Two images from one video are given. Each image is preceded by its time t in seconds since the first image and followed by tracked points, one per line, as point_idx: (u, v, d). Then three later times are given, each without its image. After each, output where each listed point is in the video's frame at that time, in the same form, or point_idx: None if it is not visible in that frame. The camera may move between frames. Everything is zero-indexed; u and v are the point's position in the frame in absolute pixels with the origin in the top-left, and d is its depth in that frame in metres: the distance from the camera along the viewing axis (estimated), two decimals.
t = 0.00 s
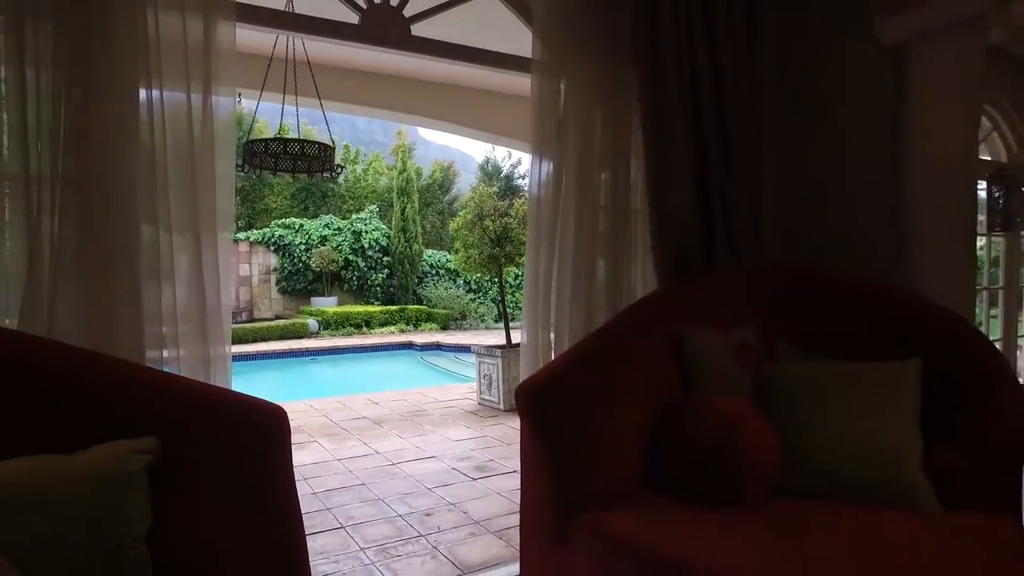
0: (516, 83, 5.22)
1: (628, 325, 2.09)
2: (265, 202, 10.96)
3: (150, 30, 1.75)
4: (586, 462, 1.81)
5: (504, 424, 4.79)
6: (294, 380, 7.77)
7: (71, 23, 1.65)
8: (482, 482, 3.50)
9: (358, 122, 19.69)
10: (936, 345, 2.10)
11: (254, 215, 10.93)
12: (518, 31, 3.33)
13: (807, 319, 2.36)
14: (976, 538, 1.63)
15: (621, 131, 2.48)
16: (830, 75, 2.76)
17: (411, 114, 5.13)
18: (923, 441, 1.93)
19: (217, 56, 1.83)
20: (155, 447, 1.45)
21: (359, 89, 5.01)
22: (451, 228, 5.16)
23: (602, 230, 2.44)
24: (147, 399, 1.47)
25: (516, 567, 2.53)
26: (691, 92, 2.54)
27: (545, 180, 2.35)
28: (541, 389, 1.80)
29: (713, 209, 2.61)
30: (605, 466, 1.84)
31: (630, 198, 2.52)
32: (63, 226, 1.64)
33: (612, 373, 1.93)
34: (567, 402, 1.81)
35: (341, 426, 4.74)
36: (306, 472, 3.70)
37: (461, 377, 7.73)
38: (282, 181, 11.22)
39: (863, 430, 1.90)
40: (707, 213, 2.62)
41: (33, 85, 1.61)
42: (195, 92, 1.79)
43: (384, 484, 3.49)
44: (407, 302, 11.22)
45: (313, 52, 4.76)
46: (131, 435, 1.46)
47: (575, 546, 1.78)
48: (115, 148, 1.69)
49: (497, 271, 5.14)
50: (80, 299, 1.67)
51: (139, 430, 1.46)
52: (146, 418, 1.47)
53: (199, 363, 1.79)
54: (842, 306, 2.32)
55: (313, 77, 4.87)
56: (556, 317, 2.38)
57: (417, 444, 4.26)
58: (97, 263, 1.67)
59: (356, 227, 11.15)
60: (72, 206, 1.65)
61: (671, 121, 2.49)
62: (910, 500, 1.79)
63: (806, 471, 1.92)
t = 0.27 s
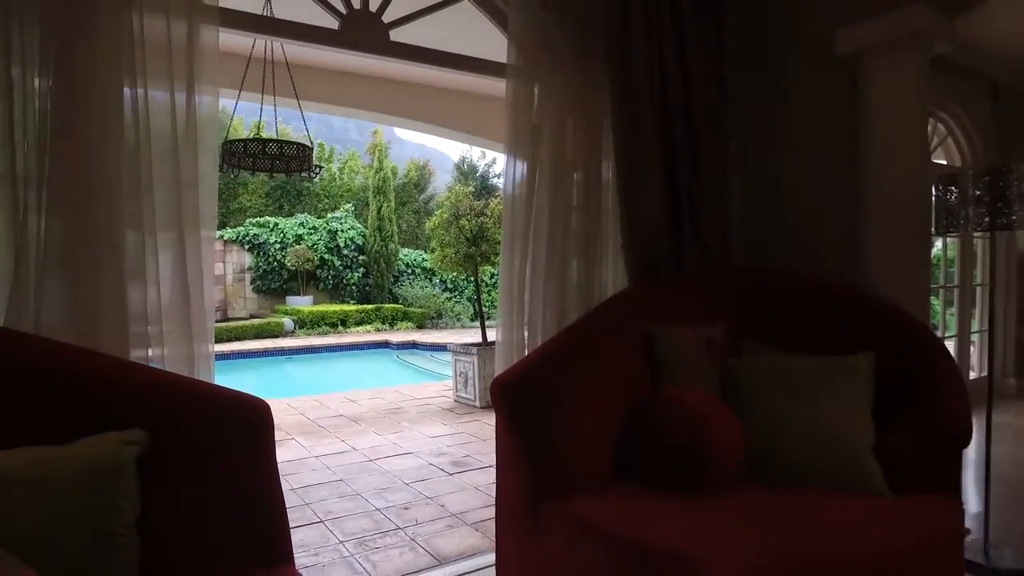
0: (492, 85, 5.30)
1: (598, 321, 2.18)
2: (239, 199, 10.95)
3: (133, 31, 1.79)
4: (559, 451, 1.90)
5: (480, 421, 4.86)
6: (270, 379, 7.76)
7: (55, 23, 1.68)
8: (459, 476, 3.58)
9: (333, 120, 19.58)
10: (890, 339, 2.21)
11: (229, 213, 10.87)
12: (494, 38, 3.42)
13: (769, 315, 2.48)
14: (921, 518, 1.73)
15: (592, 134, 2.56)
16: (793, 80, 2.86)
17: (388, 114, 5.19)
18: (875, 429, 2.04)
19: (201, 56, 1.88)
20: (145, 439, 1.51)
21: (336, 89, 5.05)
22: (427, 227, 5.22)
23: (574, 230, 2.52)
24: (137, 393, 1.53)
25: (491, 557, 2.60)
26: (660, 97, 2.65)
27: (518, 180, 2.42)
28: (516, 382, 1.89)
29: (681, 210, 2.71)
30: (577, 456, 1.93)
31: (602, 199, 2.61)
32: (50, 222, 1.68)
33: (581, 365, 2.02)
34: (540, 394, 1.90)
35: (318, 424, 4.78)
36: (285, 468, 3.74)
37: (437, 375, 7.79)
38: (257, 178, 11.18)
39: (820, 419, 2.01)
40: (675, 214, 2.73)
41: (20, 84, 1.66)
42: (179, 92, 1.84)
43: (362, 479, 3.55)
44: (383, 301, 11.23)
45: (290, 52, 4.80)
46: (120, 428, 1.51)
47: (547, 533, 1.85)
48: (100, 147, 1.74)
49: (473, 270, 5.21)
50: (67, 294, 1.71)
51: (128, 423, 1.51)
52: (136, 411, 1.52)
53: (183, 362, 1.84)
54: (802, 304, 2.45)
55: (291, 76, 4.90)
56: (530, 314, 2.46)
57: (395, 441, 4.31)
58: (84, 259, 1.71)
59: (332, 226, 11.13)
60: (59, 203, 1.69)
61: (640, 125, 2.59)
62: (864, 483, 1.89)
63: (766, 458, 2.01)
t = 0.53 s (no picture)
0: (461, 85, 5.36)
1: (562, 316, 2.25)
2: (205, 197, 10.74)
3: (103, 25, 1.80)
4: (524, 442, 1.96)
5: (450, 417, 4.92)
6: (237, 378, 7.69)
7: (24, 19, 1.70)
8: (428, 471, 3.63)
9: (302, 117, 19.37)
10: (838, 332, 2.32)
11: (195, 211, 10.71)
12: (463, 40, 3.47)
13: (726, 310, 2.58)
14: (862, 499, 1.84)
15: (557, 134, 2.61)
16: (752, 83, 2.95)
17: (358, 113, 5.22)
18: (823, 418, 2.14)
19: (171, 52, 1.90)
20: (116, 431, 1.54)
21: (306, 86, 5.05)
22: (397, 226, 5.24)
23: (540, 228, 2.59)
24: (108, 386, 1.56)
25: (459, 548, 2.66)
26: (623, 99, 2.72)
27: (486, 178, 2.47)
28: (482, 375, 1.94)
29: (644, 209, 2.80)
30: (541, 446, 2.00)
31: (567, 198, 2.68)
32: (19, 215, 1.70)
33: (546, 358, 2.08)
34: (505, 386, 1.96)
35: (287, 421, 4.77)
36: (254, 465, 3.75)
37: (407, 373, 7.81)
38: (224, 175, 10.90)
39: (772, 407, 2.11)
40: (638, 213, 2.82)
41: None
42: (150, 88, 1.86)
43: (332, 475, 3.57)
44: (352, 300, 11.19)
45: (259, 50, 4.79)
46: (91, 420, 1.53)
47: (512, 519, 1.92)
48: (70, 142, 1.75)
49: (443, 268, 5.26)
50: (36, 287, 1.73)
51: (99, 416, 1.54)
52: (107, 403, 1.55)
53: (154, 361, 1.87)
54: (757, 298, 2.56)
55: (260, 74, 4.88)
56: (498, 310, 2.51)
57: (364, 437, 4.34)
58: (54, 252, 1.73)
59: (300, 224, 11.05)
60: (28, 196, 1.71)
61: (604, 125, 2.67)
62: (812, 468, 1.98)
63: (722, 446, 2.10)
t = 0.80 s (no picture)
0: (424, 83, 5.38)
1: (520, 310, 2.32)
2: (164, 192, 10.55)
3: (57, 16, 1.79)
4: (483, 433, 2.01)
5: (413, 413, 4.94)
6: (197, 377, 7.57)
7: None
8: (390, 466, 3.66)
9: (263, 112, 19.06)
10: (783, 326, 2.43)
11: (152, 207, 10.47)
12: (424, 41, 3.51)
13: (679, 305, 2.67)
14: (804, 484, 1.93)
15: (516, 134, 2.66)
16: (705, 85, 3.04)
17: (320, 110, 5.22)
18: (771, 407, 2.22)
19: (129, 46, 1.90)
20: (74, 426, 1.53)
21: (267, 82, 5.01)
22: (359, 223, 5.24)
23: (500, 226, 2.64)
24: (66, 381, 1.56)
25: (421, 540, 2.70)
26: (581, 101, 2.80)
27: (446, 176, 2.51)
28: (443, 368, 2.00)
29: (601, 207, 2.88)
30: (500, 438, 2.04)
31: (526, 196, 2.74)
32: None
33: (505, 351, 2.14)
34: (465, 378, 2.01)
35: (249, 419, 4.74)
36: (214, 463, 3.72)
37: (370, 371, 7.79)
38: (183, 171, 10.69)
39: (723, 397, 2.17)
40: (595, 212, 2.90)
41: None
42: (107, 82, 1.86)
43: (294, 472, 3.57)
44: (315, 298, 11.09)
45: (219, 44, 4.74)
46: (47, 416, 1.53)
47: (472, 508, 1.97)
48: (24, 135, 1.75)
49: (405, 265, 5.28)
50: None
51: (55, 411, 1.53)
52: (63, 399, 1.54)
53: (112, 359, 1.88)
54: (710, 294, 2.64)
55: (219, 68, 4.83)
56: (458, 305, 2.56)
57: (326, 434, 4.34)
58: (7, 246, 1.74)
59: (262, 222, 10.91)
60: None
61: (562, 125, 2.74)
62: (757, 456, 2.07)
63: (672, 436, 2.18)
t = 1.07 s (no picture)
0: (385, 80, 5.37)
1: (478, 307, 2.36)
2: (118, 187, 10.28)
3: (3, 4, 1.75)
4: (441, 427, 2.05)
5: (374, 411, 4.94)
6: (154, 378, 7.42)
7: None
8: (351, 463, 3.66)
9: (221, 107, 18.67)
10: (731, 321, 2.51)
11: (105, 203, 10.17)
12: (382, 39, 3.51)
13: (633, 301, 2.74)
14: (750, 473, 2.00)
15: (474, 133, 2.69)
16: (659, 86, 3.10)
17: (278, 106, 5.17)
18: (720, 400, 2.29)
19: (79, 37, 1.88)
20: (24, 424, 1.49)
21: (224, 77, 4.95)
22: (320, 220, 5.21)
23: (458, 224, 2.67)
24: (14, 379, 1.51)
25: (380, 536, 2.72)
26: (538, 103, 2.86)
27: (404, 173, 2.53)
28: (401, 364, 2.03)
29: (558, 206, 2.94)
30: (457, 431, 2.08)
31: (484, 194, 2.77)
32: None
33: (462, 347, 2.18)
34: (423, 374, 2.04)
35: (207, 419, 4.68)
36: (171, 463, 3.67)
37: (332, 369, 7.74)
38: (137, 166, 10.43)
39: (675, 390, 2.23)
40: (553, 211, 2.96)
41: None
42: (57, 74, 1.83)
43: (253, 470, 3.55)
44: (276, 296, 10.95)
45: (175, 38, 4.65)
46: None
47: (429, 500, 2.00)
48: None
49: (366, 263, 5.27)
50: None
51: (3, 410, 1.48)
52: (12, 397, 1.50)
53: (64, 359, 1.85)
54: (662, 290, 2.71)
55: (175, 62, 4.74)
56: (417, 302, 2.58)
57: (287, 433, 4.31)
58: None
59: (221, 219, 10.71)
60: None
61: (519, 126, 2.79)
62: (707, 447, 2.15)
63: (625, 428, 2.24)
